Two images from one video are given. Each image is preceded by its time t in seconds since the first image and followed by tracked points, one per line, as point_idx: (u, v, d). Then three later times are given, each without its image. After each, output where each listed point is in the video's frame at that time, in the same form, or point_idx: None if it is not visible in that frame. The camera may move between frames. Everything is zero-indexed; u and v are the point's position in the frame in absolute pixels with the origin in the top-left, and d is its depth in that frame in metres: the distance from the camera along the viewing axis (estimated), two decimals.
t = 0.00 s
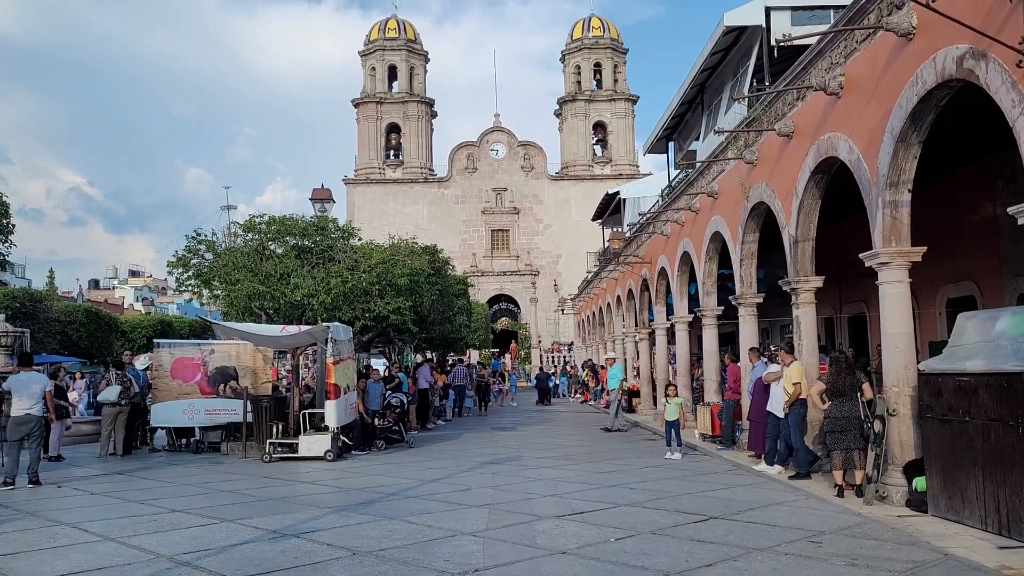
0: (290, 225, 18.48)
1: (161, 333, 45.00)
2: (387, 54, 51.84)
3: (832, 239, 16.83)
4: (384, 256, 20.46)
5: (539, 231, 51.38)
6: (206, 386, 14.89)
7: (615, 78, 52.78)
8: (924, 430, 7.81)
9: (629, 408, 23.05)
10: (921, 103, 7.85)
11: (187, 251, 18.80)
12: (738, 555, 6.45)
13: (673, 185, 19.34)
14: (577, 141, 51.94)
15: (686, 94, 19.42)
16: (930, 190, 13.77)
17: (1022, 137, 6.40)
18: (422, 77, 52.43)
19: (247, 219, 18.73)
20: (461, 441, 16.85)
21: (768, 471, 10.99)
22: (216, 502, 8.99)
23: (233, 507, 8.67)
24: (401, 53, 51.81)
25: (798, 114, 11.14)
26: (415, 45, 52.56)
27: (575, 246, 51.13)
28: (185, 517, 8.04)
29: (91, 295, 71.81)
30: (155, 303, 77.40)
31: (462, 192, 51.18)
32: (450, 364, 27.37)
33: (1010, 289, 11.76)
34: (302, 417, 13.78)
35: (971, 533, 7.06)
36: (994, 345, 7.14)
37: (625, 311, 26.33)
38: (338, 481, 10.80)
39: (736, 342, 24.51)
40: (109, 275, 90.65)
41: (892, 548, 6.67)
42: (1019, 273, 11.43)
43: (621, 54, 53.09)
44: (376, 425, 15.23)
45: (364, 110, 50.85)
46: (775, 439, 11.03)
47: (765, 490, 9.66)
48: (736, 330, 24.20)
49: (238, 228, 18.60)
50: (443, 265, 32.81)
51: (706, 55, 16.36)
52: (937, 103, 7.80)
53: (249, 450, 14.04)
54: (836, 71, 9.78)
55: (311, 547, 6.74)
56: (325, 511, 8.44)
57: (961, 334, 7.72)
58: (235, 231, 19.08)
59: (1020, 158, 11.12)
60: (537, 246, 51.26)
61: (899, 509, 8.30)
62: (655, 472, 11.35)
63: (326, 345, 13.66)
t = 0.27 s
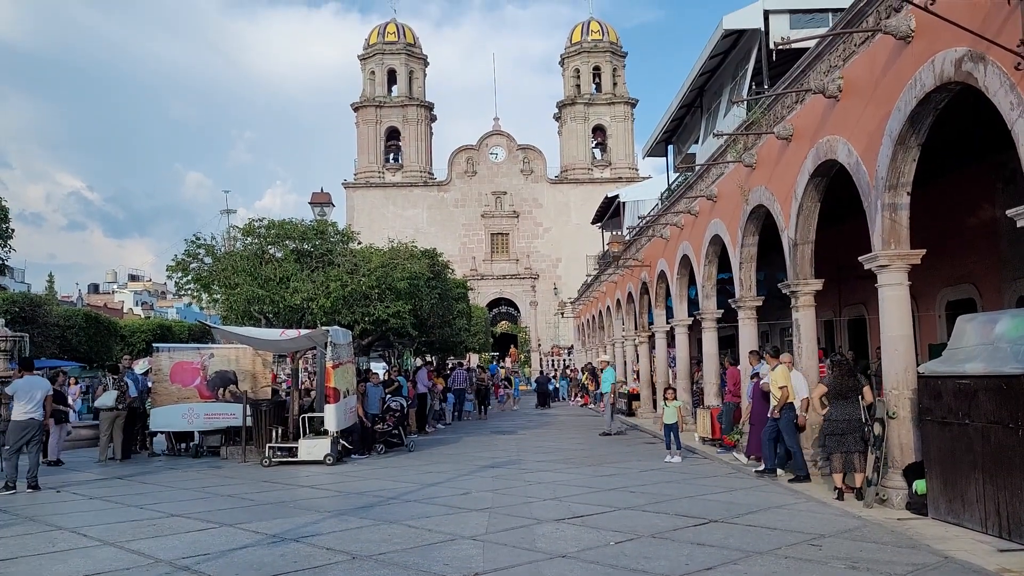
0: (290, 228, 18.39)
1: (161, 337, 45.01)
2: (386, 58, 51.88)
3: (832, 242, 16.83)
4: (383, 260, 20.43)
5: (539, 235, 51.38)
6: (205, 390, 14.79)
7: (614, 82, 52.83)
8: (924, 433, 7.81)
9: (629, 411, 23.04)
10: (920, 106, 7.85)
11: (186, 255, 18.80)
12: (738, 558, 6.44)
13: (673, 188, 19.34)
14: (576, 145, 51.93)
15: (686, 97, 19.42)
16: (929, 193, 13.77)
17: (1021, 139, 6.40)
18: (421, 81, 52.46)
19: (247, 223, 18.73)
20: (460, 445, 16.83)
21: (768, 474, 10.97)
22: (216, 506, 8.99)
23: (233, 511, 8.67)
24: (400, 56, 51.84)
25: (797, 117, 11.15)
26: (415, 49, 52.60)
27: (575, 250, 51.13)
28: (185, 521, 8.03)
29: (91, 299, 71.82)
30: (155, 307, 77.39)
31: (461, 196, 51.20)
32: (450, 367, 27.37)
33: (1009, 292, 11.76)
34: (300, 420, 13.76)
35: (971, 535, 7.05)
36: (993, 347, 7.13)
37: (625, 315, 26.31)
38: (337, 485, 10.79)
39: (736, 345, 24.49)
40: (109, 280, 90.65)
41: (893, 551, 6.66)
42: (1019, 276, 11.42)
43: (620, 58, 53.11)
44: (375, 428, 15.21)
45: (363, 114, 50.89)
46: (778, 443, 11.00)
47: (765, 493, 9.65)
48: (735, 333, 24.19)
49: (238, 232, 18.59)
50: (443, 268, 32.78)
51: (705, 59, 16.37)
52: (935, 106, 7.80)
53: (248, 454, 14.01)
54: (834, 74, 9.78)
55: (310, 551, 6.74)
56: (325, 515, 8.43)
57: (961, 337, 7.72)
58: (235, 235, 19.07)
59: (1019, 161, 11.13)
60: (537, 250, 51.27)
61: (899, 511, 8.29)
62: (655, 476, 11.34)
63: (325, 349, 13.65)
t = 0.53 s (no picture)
0: (288, 229, 18.36)
1: (159, 338, 44.97)
2: (385, 58, 51.86)
3: (831, 241, 16.82)
4: (382, 260, 20.40)
5: (538, 235, 51.38)
6: (204, 391, 14.75)
7: (614, 82, 52.81)
8: (924, 433, 7.80)
9: (628, 412, 23.03)
10: (919, 106, 7.84)
11: (184, 255, 18.78)
12: (738, 558, 6.43)
13: (672, 188, 19.32)
14: (576, 145, 51.90)
15: (685, 97, 19.40)
16: (929, 193, 13.76)
17: (1021, 138, 6.39)
18: (420, 81, 52.43)
19: (246, 223, 18.70)
20: (460, 445, 16.81)
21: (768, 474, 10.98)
22: (215, 506, 8.97)
23: (231, 512, 8.65)
24: (400, 57, 51.82)
25: (796, 116, 11.14)
26: (414, 49, 52.58)
27: (574, 250, 51.12)
28: (184, 522, 8.02)
29: (90, 300, 71.75)
30: (154, 308, 77.35)
31: (460, 196, 51.19)
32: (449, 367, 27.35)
33: (1009, 291, 11.75)
34: (299, 421, 13.73)
35: (971, 535, 7.04)
36: (993, 347, 7.12)
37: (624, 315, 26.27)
38: (336, 485, 10.78)
39: (735, 346, 24.48)
40: (108, 280, 90.54)
41: (892, 551, 6.65)
42: (1019, 275, 11.41)
43: (620, 58, 53.08)
44: (374, 429, 15.22)
45: (363, 114, 50.86)
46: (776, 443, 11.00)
47: (764, 494, 9.63)
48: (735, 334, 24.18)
49: (237, 233, 18.55)
50: (442, 269, 32.75)
51: (705, 59, 16.35)
52: (935, 105, 7.80)
53: (247, 454, 13.99)
54: (834, 73, 9.77)
55: (309, 551, 6.72)
56: (325, 515, 8.41)
57: (961, 336, 7.70)
58: (234, 236, 19.04)
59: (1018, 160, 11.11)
60: (536, 250, 51.26)
61: (899, 511, 8.29)
62: (655, 476, 11.33)
63: (325, 349, 13.63)
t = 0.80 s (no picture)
0: (286, 226, 18.37)
1: (157, 336, 44.91)
2: (383, 56, 51.82)
3: (829, 240, 16.82)
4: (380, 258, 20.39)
5: (536, 233, 51.38)
6: (202, 389, 14.72)
7: (612, 80, 52.80)
8: (922, 431, 7.79)
9: (626, 410, 23.05)
10: (917, 103, 7.84)
11: (182, 253, 18.76)
12: (736, 556, 6.43)
13: (670, 186, 19.32)
14: (574, 144, 51.90)
15: (683, 96, 19.40)
16: (927, 191, 13.76)
17: (1020, 136, 6.38)
18: (418, 79, 52.39)
19: (243, 220, 18.69)
20: (458, 443, 16.81)
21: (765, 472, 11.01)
22: (211, 504, 8.95)
23: (228, 509, 8.64)
24: (398, 55, 51.78)
25: (795, 114, 11.12)
26: (412, 47, 52.53)
27: (572, 249, 51.14)
28: (180, 519, 8.01)
29: (87, 298, 71.66)
30: (152, 306, 77.28)
31: (458, 194, 51.17)
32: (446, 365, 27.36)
33: (1007, 290, 11.75)
34: (297, 418, 13.59)
35: (968, 533, 7.04)
36: (991, 345, 7.11)
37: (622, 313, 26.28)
38: (334, 483, 10.77)
39: (732, 344, 24.50)
40: (106, 278, 90.45)
41: (889, 548, 6.65)
42: (1016, 274, 11.41)
43: (618, 56, 53.07)
44: (372, 427, 15.25)
45: (361, 112, 50.82)
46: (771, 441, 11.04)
47: (762, 492, 9.63)
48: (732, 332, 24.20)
49: (234, 230, 18.55)
50: (440, 267, 32.74)
51: (703, 57, 16.34)
52: (933, 103, 7.79)
53: (244, 453, 13.98)
54: (832, 71, 9.76)
55: (306, 549, 6.71)
56: (322, 513, 8.40)
57: (958, 334, 7.70)
58: (231, 233, 19.03)
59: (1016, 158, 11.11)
60: (534, 249, 51.25)
61: (896, 509, 8.29)
62: (652, 474, 11.33)
63: (323, 347, 13.61)
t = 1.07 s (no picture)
0: (285, 213, 18.36)
1: (156, 323, 44.91)
2: (383, 43, 51.61)
3: (830, 228, 16.79)
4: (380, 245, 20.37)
5: (536, 222, 51.31)
6: (201, 375, 14.72)
7: (612, 68, 52.58)
8: (921, 419, 7.79)
9: (625, 398, 23.08)
10: (920, 90, 7.79)
11: (181, 239, 18.72)
12: (735, 543, 6.43)
13: (670, 174, 19.27)
14: (574, 131, 51.76)
15: (684, 83, 19.33)
16: (929, 179, 13.71)
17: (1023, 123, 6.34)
18: (418, 66, 52.18)
19: (242, 207, 18.65)
20: (457, 431, 16.82)
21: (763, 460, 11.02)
22: (210, 490, 8.95)
23: (227, 495, 8.64)
24: (397, 41, 51.56)
25: (796, 101, 11.07)
26: (412, 34, 52.30)
27: (572, 237, 51.08)
28: (180, 505, 8.01)
29: (87, 285, 71.63)
30: (151, 293, 77.28)
31: (458, 182, 51.07)
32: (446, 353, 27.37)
33: (1007, 279, 11.73)
34: (297, 405, 13.66)
35: (967, 521, 7.05)
36: (991, 333, 7.10)
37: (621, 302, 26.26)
38: (333, 469, 10.78)
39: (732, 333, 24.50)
40: (105, 265, 90.37)
41: (888, 536, 6.65)
42: (1017, 263, 11.39)
43: (619, 44, 52.84)
44: (372, 414, 15.25)
45: (360, 99, 50.64)
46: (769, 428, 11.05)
47: (761, 480, 9.64)
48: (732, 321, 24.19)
49: (233, 217, 18.52)
50: (439, 255, 32.70)
51: (704, 44, 16.26)
52: (936, 89, 7.75)
53: (244, 439, 13.98)
54: (835, 58, 9.71)
55: (306, 535, 6.71)
56: (322, 499, 8.41)
57: (959, 323, 7.68)
58: (230, 220, 19.00)
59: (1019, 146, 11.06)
60: (534, 237, 51.20)
61: (895, 497, 8.30)
62: (652, 462, 11.34)
63: (322, 334, 13.59)
